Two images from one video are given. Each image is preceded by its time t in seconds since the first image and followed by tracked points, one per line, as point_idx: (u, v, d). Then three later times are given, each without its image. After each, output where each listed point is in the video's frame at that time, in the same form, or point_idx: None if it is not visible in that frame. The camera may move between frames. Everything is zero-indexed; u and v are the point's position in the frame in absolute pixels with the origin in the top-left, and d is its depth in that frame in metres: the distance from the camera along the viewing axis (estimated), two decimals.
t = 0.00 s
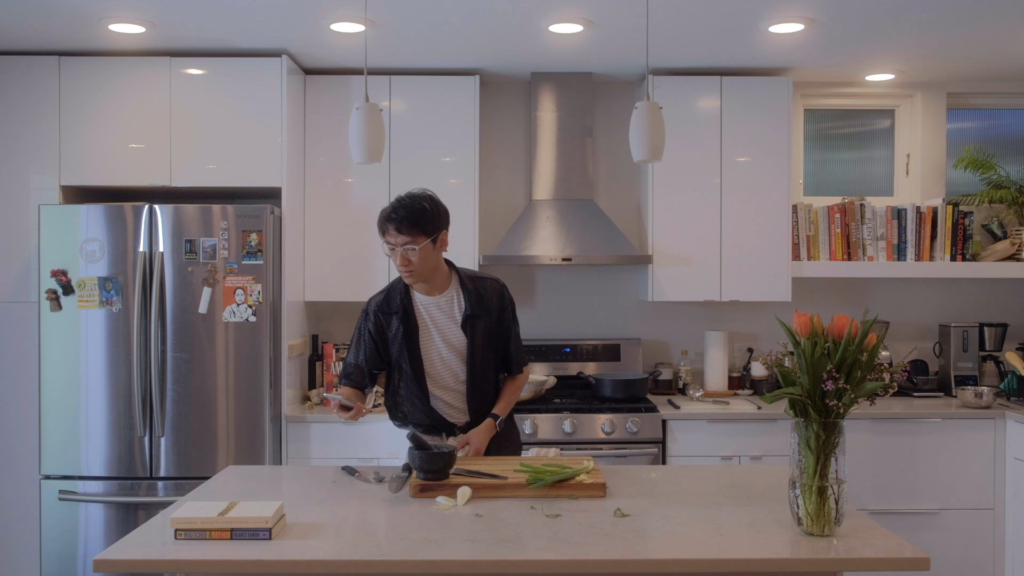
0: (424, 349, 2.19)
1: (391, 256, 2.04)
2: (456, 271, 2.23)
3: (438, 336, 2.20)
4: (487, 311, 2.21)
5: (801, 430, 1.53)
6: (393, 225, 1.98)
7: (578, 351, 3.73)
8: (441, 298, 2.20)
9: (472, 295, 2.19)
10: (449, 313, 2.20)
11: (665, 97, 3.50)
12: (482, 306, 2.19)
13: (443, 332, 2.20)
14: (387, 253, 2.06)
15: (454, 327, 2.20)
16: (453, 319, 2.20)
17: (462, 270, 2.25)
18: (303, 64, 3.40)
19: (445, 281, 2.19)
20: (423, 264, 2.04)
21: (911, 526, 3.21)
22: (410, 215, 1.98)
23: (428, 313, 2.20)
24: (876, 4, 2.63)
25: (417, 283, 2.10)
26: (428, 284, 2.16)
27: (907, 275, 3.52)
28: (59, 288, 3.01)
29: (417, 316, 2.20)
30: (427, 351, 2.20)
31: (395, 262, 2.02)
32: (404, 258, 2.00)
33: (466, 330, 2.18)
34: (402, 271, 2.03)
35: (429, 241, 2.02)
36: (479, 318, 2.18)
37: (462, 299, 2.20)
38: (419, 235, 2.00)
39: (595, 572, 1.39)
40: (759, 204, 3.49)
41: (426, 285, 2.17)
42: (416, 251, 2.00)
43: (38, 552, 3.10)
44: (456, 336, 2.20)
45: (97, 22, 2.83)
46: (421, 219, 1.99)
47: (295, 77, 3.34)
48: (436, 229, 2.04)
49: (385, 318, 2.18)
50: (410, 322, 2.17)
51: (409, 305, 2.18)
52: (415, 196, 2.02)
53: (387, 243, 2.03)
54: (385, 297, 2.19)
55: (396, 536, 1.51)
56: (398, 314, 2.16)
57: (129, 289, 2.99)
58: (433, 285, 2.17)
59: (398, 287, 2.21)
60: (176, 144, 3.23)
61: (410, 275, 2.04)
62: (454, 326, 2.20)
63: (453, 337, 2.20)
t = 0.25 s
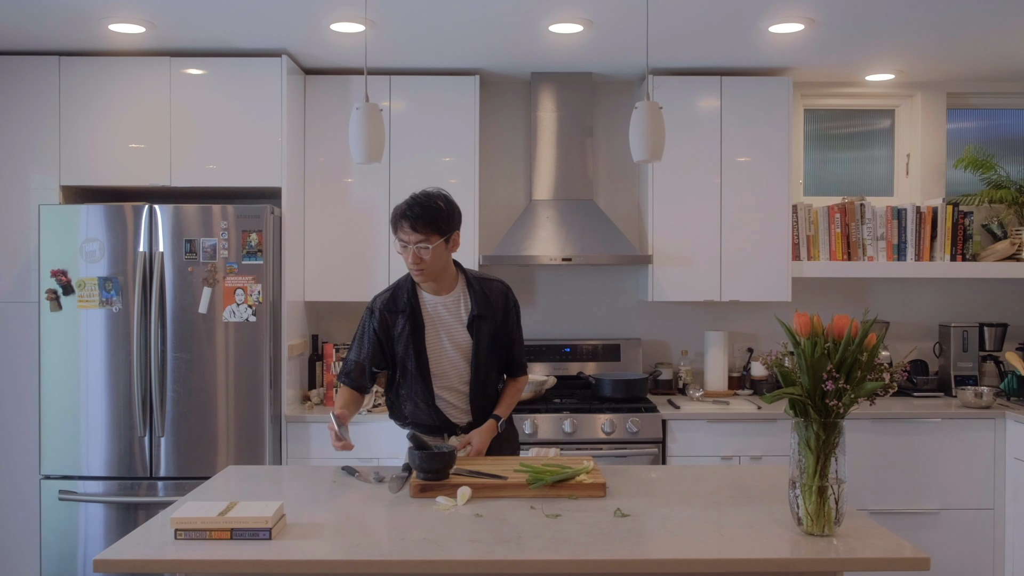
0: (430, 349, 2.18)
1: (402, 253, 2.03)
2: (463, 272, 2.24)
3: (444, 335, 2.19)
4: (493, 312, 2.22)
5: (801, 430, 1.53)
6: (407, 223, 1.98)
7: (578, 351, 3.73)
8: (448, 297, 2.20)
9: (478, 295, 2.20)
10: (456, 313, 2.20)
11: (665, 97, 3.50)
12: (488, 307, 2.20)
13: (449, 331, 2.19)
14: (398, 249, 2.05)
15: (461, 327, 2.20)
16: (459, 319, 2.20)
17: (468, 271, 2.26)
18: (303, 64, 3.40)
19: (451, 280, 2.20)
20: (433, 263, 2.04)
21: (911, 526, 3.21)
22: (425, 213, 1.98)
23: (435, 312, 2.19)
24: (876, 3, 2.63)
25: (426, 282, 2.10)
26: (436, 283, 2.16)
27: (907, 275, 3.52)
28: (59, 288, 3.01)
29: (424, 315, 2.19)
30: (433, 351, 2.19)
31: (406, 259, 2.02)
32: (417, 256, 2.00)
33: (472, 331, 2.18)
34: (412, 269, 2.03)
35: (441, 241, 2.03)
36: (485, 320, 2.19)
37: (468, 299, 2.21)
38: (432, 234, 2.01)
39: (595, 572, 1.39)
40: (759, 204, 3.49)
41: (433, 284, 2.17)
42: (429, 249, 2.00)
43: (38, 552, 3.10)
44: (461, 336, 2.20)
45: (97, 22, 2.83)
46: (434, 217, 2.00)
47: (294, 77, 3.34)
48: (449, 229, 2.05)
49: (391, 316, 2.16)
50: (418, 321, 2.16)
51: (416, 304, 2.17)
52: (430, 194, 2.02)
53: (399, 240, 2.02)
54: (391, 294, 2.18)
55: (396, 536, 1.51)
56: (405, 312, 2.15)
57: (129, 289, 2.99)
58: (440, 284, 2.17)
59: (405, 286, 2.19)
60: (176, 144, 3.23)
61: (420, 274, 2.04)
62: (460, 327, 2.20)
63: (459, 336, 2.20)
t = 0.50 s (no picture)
0: (432, 350, 2.18)
1: (406, 255, 2.03)
2: (465, 273, 2.24)
3: (446, 336, 2.19)
4: (494, 313, 2.22)
5: (801, 430, 1.53)
6: (411, 225, 1.98)
7: (578, 352, 3.73)
8: (450, 299, 2.20)
9: (480, 296, 2.20)
10: (458, 314, 2.20)
11: (665, 97, 3.50)
12: (490, 308, 2.20)
13: (451, 332, 2.19)
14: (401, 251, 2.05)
15: (462, 328, 2.20)
16: (461, 320, 2.20)
17: (470, 272, 2.26)
18: (303, 64, 3.40)
19: (453, 282, 2.20)
20: (437, 265, 2.04)
21: (911, 526, 3.21)
22: (430, 215, 1.98)
23: (437, 313, 2.19)
24: (876, 3, 2.63)
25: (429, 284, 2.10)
26: (438, 285, 2.16)
27: (907, 275, 3.52)
28: (59, 288, 3.01)
29: (426, 316, 2.18)
30: (435, 351, 2.19)
31: (410, 262, 2.02)
32: (421, 259, 1.99)
33: (474, 331, 2.18)
34: (416, 271, 2.02)
35: (446, 243, 2.03)
36: (487, 321, 2.19)
37: (470, 300, 2.21)
38: (437, 236, 2.01)
39: (595, 572, 1.39)
40: (759, 204, 3.49)
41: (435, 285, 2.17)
42: (434, 252, 2.00)
43: (38, 553, 3.10)
44: (463, 336, 2.20)
45: (97, 22, 2.83)
46: (439, 220, 2.00)
47: (295, 77, 3.34)
48: (453, 231, 2.05)
49: (393, 317, 2.17)
50: (420, 321, 2.16)
51: (418, 305, 2.17)
52: (434, 195, 2.02)
53: (403, 242, 2.02)
54: (394, 295, 2.17)
55: (396, 535, 1.51)
56: (408, 313, 2.15)
57: (129, 289, 2.99)
58: (442, 285, 2.17)
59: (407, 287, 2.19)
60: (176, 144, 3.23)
61: (424, 275, 2.04)
62: (462, 327, 2.20)
63: (461, 336, 2.20)
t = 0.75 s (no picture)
0: (432, 351, 2.18)
1: (407, 249, 2.03)
2: (464, 273, 2.24)
3: (446, 337, 2.19)
4: (494, 313, 2.22)
5: (801, 430, 1.53)
6: (415, 218, 1.98)
7: (578, 351, 3.73)
8: (448, 298, 2.20)
9: (480, 296, 2.20)
10: (457, 314, 2.20)
11: (665, 97, 3.50)
12: (490, 308, 2.21)
13: (450, 333, 2.20)
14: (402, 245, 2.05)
15: (462, 329, 2.20)
16: (461, 321, 2.21)
17: (469, 272, 2.26)
18: (303, 63, 3.40)
19: (452, 282, 2.20)
20: (438, 262, 2.04)
21: (911, 526, 3.21)
22: (433, 210, 1.99)
23: (436, 314, 2.19)
24: (876, 3, 2.63)
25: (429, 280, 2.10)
26: (437, 283, 2.16)
27: (907, 275, 3.52)
28: (59, 288, 3.01)
29: (425, 318, 2.18)
30: (436, 353, 2.19)
31: (412, 255, 2.02)
32: (423, 252, 2.00)
33: (474, 332, 2.19)
34: (417, 265, 2.03)
35: (448, 240, 2.04)
36: (487, 321, 2.20)
37: (470, 300, 2.21)
38: (440, 231, 2.01)
39: (595, 572, 1.39)
40: (759, 204, 3.49)
41: (433, 284, 2.17)
42: (436, 247, 2.00)
43: (38, 553, 3.10)
44: (463, 337, 2.20)
45: (97, 22, 2.83)
46: (443, 215, 2.01)
47: (295, 77, 3.34)
48: (455, 228, 2.06)
49: (392, 319, 2.16)
50: (420, 323, 2.16)
51: (417, 307, 2.16)
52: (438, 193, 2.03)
53: (405, 237, 2.02)
54: (392, 297, 2.17)
55: (396, 536, 1.51)
56: (407, 316, 2.15)
57: (129, 289, 2.99)
58: (441, 284, 2.17)
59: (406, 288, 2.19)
60: (176, 144, 3.23)
61: (424, 271, 2.03)
62: (462, 328, 2.20)
63: (461, 337, 2.20)
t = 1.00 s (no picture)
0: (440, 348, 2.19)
1: (431, 230, 2.06)
2: (472, 273, 2.28)
3: (453, 334, 2.20)
4: (501, 311, 2.24)
5: (801, 430, 1.53)
6: (443, 199, 2.05)
7: (578, 351, 3.73)
8: (457, 295, 2.21)
9: (487, 294, 2.21)
10: (465, 312, 2.21)
11: (665, 98, 3.50)
12: (496, 306, 2.22)
13: (458, 330, 2.20)
14: (424, 228, 2.08)
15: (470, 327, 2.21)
16: (469, 319, 2.21)
17: (477, 271, 2.28)
18: (303, 64, 3.40)
19: (462, 279, 2.23)
20: (459, 247, 2.08)
21: (911, 526, 3.21)
22: (458, 195, 2.08)
23: (445, 312, 2.20)
24: (876, 3, 2.63)
25: (446, 267, 2.13)
26: (449, 277, 2.18)
27: (907, 275, 3.52)
28: (59, 288, 3.01)
29: (433, 315, 2.19)
30: (443, 349, 2.20)
31: (436, 235, 2.05)
32: (450, 231, 2.04)
33: (481, 329, 2.20)
34: (440, 246, 2.06)
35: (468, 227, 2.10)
36: (494, 319, 2.21)
37: (478, 298, 2.22)
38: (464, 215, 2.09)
39: (595, 572, 1.39)
40: (759, 204, 3.49)
41: (446, 277, 2.18)
42: (459, 229, 2.06)
43: (38, 553, 3.10)
44: (471, 334, 2.21)
45: (97, 22, 2.83)
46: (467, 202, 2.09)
47: (295, 78, 3.34)
48: (473, 219, 2.14)
49: (400, 316, 2.16)
50: (428, 319, 2.16)
51: (426, 302, 2.17)
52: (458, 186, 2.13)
53: (427, 221, 2.07)
54: (400, 293, 2.17)
55: (396, 536, 1.51)
56: (416, 311, 2.16)
57: (129, 289, 2.99)
58: (452, 279, 2.19)
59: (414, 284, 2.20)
60: (176, 144, 3.23)
61: (445, 254, 2.06)
62: (470, 327, 2.21)
63: (468, 335, 2.21)
